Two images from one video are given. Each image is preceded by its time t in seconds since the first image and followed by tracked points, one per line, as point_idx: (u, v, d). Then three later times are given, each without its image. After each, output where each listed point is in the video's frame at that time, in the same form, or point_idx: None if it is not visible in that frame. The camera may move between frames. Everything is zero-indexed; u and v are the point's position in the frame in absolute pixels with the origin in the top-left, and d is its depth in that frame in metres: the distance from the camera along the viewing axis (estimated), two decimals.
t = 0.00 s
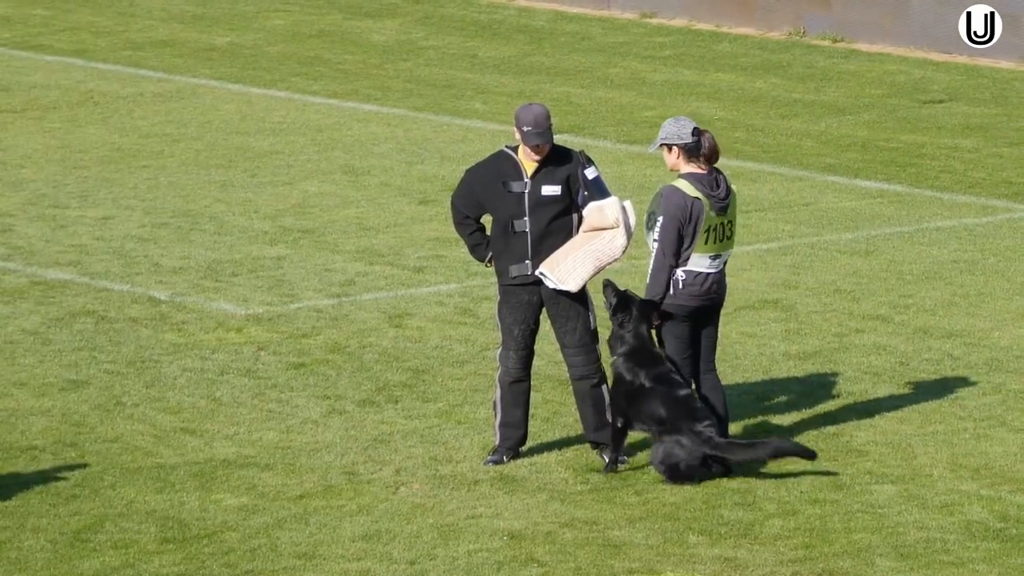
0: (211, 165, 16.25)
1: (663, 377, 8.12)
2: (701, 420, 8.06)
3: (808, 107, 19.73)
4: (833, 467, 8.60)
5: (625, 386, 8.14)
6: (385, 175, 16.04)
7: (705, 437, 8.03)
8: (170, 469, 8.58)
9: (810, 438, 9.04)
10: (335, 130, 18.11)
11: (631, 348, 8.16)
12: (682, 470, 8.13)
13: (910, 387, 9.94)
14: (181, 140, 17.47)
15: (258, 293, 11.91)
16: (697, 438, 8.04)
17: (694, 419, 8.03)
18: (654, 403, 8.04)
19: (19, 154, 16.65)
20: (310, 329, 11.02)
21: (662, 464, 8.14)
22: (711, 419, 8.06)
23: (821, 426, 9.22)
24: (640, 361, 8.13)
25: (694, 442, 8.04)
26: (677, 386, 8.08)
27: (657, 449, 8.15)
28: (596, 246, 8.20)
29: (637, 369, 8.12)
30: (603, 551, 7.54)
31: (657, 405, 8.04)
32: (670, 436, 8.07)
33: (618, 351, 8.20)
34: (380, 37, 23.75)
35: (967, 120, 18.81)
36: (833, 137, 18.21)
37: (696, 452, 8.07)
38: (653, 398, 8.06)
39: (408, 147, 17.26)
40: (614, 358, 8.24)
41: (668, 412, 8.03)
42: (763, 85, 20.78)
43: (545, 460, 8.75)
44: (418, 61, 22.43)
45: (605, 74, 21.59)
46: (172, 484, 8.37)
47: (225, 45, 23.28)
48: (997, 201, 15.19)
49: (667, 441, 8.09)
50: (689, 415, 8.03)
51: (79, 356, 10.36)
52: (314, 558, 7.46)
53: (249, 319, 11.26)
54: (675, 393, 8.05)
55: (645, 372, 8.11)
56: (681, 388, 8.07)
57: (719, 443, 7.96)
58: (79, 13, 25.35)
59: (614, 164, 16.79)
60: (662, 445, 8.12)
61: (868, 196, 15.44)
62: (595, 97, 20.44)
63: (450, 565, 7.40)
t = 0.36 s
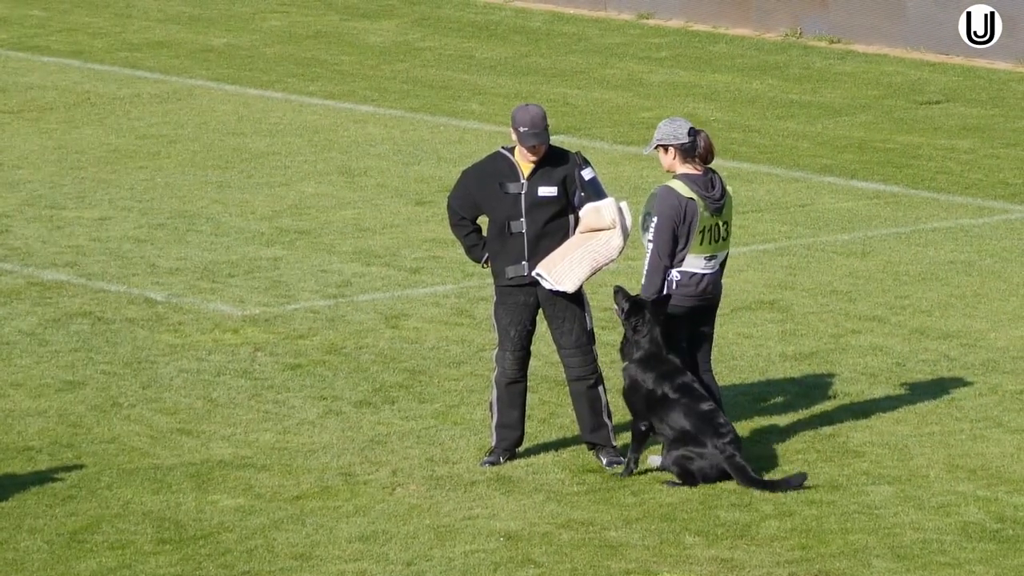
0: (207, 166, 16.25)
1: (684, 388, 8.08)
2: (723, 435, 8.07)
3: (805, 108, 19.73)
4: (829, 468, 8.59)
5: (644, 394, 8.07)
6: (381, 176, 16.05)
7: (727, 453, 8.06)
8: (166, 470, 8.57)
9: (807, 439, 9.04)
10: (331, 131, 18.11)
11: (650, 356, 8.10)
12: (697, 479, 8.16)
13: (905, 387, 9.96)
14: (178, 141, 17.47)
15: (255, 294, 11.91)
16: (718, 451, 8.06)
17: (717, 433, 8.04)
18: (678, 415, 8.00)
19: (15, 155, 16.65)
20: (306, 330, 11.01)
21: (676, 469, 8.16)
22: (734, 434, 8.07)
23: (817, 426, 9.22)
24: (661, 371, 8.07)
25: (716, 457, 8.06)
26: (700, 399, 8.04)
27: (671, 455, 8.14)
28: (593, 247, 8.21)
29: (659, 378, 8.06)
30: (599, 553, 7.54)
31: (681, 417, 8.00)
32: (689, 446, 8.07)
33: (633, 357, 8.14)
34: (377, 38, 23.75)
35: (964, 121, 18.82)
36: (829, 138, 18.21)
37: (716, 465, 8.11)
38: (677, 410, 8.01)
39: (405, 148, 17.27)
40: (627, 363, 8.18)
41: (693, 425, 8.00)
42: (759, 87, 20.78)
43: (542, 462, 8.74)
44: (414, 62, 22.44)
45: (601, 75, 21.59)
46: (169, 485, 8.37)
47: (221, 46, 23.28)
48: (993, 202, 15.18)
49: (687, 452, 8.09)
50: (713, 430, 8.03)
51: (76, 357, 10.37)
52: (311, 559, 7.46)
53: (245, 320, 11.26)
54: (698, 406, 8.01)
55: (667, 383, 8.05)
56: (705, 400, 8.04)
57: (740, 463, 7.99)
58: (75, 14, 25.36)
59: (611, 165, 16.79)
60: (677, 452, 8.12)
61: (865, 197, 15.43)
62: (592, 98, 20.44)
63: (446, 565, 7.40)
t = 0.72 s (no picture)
0: (204, 167, 16.25)
1: (678, 387, 8.08)
2: (718, 434, 8.07)
3: (801, 108, 19.73)
4: (825, 468, 8.59)
5: (638, 394, 8.07)
6: (378, 176, 16.05)
7: (722, 452, 8.06)
8: (163, 470, 8.58)
9: (803, 440, 9.04)
10: (328, 132, 18.11)
11: (644, 356, 8.11)
12: (692, 478, 8.16)
13: (901, 387, 9.96)
14: (174, 142, 17.47)
15: (251, 294, 11.91)
16: (712, 451, 8.06)
17: (712, 433, 8.03)
18: (673, 415, 7.99)
19: (12, 155, 16.65)
20: (303, 330, 11.01)
21: (671, 469, 8.16)
22: (729, 434, 8.07)
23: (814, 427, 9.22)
24: (654, 371, 8.07)
25: (711, 456, 8.06)
26: (694, 399, 8.04)
27: (665, 455, 8.15)
28: (590, 247, 8.20)
29: (653, 378, 8.06)
30: (595, 553, 7.54)
31: (674, 417, 8.00)
32: (683, 445, 8.08)
33: (627, 357, 8.15)
34: (373, 39, 23.74)
35: (960, 122, 18.81)
36: (825, 138, 18.20)
37: (711, 465, 8.10)
38: (671, 410, 8.01)
39: (401, 149, 17.27)
40: (621, 363, 8.19)
41: (687, 425, 8.00)
42: (755, 87, 20.78)
43: (538, 462, 8.74)
44: (411, 62, 22.43)
45: (597, 75, 21.60)
46: (165, 485, 8.38)
47: (217, 46, 23.28)
48: (989, 202, 15.18)
49: (683, 452, 8.09)
50: (708, 431, 8.03)
51: (72, 357, 10.37)
52: (307, 560, 7.46)
53: (242, 320, 11.27)
54: (692, 407, 8.01)
55: (661, 383, 8.05)
56: (699, 400, 8.03)
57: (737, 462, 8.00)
58: (71, 14, 25.36)
59: (607, 166, 16.79)
60: (672, 452, 8.12)
61: (861, 197, 15.43)
62: (588, 98, 20.44)
63: (442, 566, 7.40)
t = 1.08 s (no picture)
0: (199, 167, 16.25)
1: (675, 388, 8.07)
2: (715, 435, 8.06)
3: (797, 108, 19.74)
4: (821, 468, 8.59)
5: (634, 395, 8.07)
6: (373, 176, 16.05)
7: (719, 453, 8.05)
8: (158, 471, 8.57)
9: (799, 440, 9.04)
10: (323, 132, 18.11)
11: (640, 357, 8.10)
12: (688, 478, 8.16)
13: (897, 387, 9.96)
14: (170, 142, 17.47)
15: (247, 294, 11.92)
16: (709, 452, 8.06)
17: (709, 434, 8.03)
18: (669, 415, 7.99)
19: (7, 155, 16.65)
20: (298, 331, 11.01)
21: (667, 470, 8.15)
22: (725, 435, 8.06)
23: (810, 427, 9.22)
24: (650, 371, 8.07)
25: (708, 457, 8.05)
26: (690, 399, 8.03)
27: (662, 455, 8.15)
28: (585, 247, 8.19)
29: (649, 379, 8.06)
30: (590, 553, 7.53)
31: (671, 418, 7.99)
32: (680, 446, 8.07)
33: (622, 357, 8.15)
34: (368, 39, 23.75)
35: (955, 122, 18.82)
36: (821, 139, 18.20)
37: (708, 466, 8.09)
38: (667, 410, 8.00)
39: (397, 149, 17.27)
40: (616, 364, 8.19)
41: (683, 426, 7.99)
42: (751, 87, 20.78)
43: (533, 462, 8.73)
44: (406, 62, 22.43)
45: (593, 75, 21.60)
46: (161, 485, 8.37)
47: (212, 46, 23.29)
48: (984, 203, 15.19)
49: (680, 453, 8.08)
50: (704, 431, 8.02)
51: (67, 357, 10.37)
52: (303, 560, 7.46)
53: (237, 320, 11.27)
54: (689, 407, 8.00)
55: (657, 384, 8.05)
56: (695, 401, 8.03)
57: (733, 462, 7.99)
58: (67, 15, 25.35)
59: (603, 166, 16.79)
60: (668, 452, 8.12)
61: (856, 198, 15.43)
62: (584, 98, 20.44)
63: (438, 566, 7.40)
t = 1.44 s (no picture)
0: (198, 167, 16.25)
1: (673, 389, 8.07)
2: (714, 437, 8.07)
3: (795, 109, 19.74)
4: (820, 468, 8.59)
5: (632, 395, 8.07)
6: (372, 176, 16.05)
7: (717, 455, 8.06)
8: (157, 471, 8.57)
9: (798, 440, 9.03)
10: (322, 132, 18.11)
11: (638, 357, 8.10)
12: (686, 479, 8.16)
13: (896, 388, 9.96)
14: (169, 142, 17.47)
15: (246, 294, 11.92)
16: (707, 453, 8.07)
17: (707, 436, 8.03)
18: (667, 417, 7.99)
19: (6, 155, 16.64)
20: (297, 331, 11.01)
21: (666, 470, 8.16)
22: (724, 437, 8.07)
23: (809, 427, 9.22)
24: (648, 372, 8.07)
25: (706, 459, 8.06)
26: (689, 401, 8.04)
27: (661, 455, 8.15)
28: (584, 247, 8.18)
29: (647, 379, 8.06)
30: (590, 553, 7.53)
31: (669, 419, 8.00)
32: (679, 447, 8.08)
33: (621, 358, 8.14)
34: (368, 39, 23.75)
35: (954, 122, 18.82)
36: (820, 139, 18.20)
37: (707, 467, 8.10)
38: (665, 411, 8.01)
39: (396, 149, 17.27)
40: (615, 364, 8.19)
41: (681, 427, 8.00)
42: (750, 87, 20.78)
43: (532, 462, 8.73)
44: (405, 62, 22.43)
45: (591, 75, 21.60)
46: (159, 485, 8.37)
47: (211, 46, 23.29)
48: (983, 203, 15.19)
49: (678, 453, 8.09)
50: (703, 433, 8.03)
51: (66, 357, 10.37)
52: (302, 560, 7.46)
53: (236, 320, 11.27)
54: (687, 408, 8.00)
55: (655, 385, 8.05)
56: (694, 403, 8.03)
57: (732, 464, 8.00)
58: (65, 15, 25.34)
59: (602, 166, 16.79)
60: (667, 453, 8.13)
61: (855, 198, 15.43)
62: (583, 98, 20.43)
63: (437, 566, 7.39)
